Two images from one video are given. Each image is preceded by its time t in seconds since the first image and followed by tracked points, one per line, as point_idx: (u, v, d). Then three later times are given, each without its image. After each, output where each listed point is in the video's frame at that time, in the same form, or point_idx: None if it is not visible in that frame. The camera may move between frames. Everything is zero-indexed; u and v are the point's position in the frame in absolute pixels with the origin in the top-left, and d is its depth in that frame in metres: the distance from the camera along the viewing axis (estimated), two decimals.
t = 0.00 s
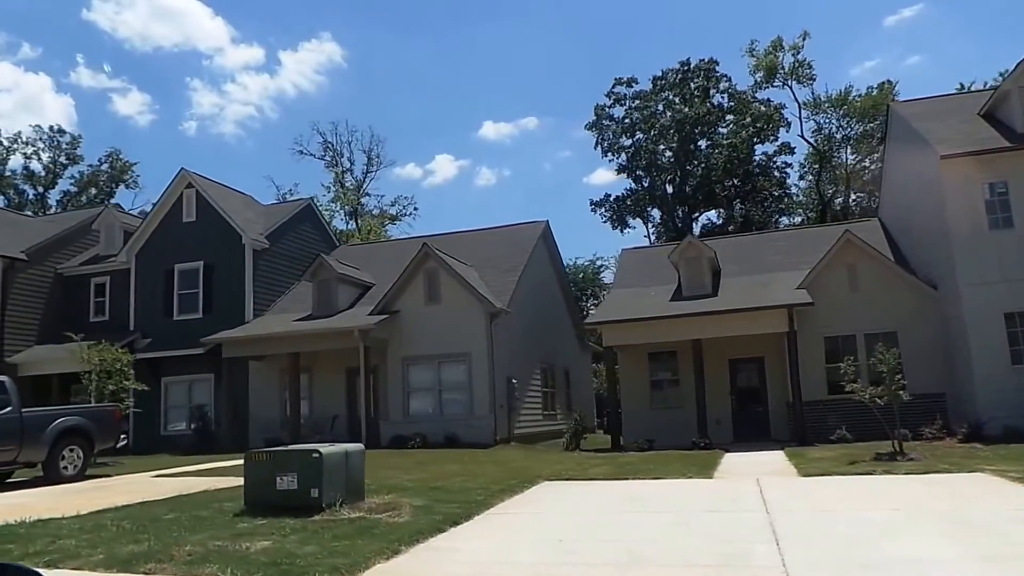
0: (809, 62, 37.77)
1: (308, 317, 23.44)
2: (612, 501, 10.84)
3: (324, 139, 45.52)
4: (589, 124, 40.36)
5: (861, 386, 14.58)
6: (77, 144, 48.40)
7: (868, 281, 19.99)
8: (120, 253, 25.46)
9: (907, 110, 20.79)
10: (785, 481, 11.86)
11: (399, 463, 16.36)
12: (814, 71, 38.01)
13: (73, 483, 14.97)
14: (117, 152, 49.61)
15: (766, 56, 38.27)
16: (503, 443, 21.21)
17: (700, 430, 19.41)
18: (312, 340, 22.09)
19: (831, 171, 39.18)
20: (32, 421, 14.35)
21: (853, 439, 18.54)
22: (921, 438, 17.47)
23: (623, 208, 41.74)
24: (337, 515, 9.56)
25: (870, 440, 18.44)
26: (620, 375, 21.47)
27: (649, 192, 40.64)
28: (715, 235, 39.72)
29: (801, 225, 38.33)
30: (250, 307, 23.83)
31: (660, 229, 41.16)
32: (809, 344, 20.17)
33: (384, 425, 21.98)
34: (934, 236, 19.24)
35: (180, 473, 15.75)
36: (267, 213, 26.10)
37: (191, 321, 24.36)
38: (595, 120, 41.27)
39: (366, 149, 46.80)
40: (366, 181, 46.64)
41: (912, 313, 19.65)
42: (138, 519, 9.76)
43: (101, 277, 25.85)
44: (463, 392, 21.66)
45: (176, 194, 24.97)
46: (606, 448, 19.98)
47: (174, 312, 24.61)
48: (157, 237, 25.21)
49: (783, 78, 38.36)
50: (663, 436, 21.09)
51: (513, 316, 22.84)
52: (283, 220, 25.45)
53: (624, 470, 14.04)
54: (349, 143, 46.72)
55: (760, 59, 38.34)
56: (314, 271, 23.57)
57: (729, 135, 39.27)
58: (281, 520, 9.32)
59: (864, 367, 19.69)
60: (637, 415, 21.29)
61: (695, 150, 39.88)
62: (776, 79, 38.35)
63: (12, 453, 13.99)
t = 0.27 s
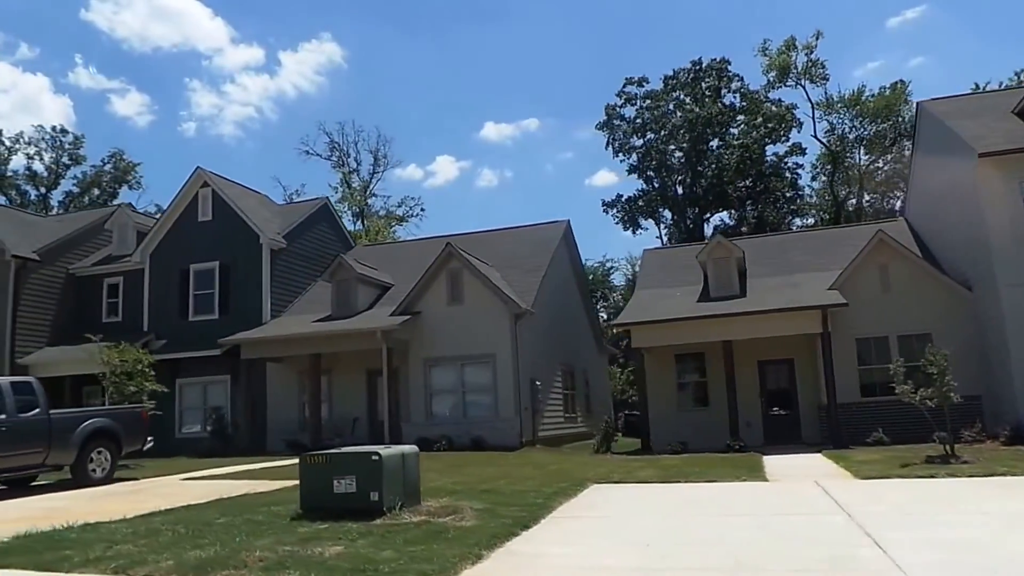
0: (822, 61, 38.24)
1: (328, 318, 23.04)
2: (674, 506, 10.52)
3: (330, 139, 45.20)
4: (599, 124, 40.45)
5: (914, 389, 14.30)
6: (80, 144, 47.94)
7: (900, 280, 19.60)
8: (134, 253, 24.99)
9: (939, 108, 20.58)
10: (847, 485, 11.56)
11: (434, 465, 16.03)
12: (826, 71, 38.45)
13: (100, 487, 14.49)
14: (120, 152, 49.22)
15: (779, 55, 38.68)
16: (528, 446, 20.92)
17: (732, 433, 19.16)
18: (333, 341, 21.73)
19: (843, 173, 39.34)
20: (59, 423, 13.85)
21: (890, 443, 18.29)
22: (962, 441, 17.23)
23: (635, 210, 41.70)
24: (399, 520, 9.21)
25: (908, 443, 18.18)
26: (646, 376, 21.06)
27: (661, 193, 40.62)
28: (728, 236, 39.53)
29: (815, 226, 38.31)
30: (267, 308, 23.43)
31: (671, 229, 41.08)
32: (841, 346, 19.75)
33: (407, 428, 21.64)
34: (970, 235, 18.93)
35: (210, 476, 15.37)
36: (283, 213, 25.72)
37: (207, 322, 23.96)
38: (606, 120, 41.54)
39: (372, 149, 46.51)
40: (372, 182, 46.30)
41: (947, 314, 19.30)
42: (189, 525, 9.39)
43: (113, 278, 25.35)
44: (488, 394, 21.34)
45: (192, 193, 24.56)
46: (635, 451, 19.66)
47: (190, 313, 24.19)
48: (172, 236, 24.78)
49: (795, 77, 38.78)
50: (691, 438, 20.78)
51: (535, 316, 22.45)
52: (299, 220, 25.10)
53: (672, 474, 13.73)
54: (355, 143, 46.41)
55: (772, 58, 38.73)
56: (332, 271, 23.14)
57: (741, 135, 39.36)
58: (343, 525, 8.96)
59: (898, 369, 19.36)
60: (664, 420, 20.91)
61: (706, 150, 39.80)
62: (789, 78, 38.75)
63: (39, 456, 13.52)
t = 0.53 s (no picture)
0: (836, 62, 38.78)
1: (347, 319, 22.71)
2: (739, 512, 10.27)
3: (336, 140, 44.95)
4: (610, 123, 40.56)
5: (965, 390, 14.14)
6: (82, 145, 47.40)
7: (933, 281, 19.37)
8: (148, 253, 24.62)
9: (975, 107, 20.44)
10: (910, 491, 11.33)
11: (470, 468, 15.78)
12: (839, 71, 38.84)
13: (132, 490, 14.15)
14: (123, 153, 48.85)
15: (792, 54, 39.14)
16: (554, 451, 20.56)
17: (764, 435, 18.92)
18: (355, 343, 21.41)
19: (854, 173, 40.21)
20: (92, 425, 13.52)
21: (926, 447, 18.10)
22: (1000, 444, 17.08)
23: (645, 212, 41.73)
24: (466, 524, 8.93)
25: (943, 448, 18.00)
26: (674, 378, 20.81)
27: (671, 194, 40.66)
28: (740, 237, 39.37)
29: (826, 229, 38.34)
30: (285, 309, 23.13)
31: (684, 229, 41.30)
32: (874, 347, 19.48)
33: (429, 430, 21.27)
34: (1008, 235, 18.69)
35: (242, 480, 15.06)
36: (298, 213, 25.40)
37: (223, 323, 23.59)
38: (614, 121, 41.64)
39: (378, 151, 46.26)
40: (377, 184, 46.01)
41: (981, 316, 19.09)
42: (247, 530, 9.09)
43: (126, 278, 25.01)
44: (512, 396, 21.02)
45: (207, 192, 24.19)
46: (665, 455, 19.41)
47: (205, 313, 23.81)
48: (186, 235, 24.38)
49: (807, 77, 39.23)
50: (720, 441, 20.49)
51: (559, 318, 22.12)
52: (316, 220, 24.79)
53: (720, 479, 13.48)
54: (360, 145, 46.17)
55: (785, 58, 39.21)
56: (351, 272, 22.80)
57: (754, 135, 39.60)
58: (409, 529, 8.69)
59: (932, 371, 19.11)
60: (692, 422, 20.51)
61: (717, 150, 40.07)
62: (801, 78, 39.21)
63: (72, 458, 13.19)
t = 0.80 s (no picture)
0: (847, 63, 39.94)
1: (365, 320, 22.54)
2: (801, 518, 10.09)
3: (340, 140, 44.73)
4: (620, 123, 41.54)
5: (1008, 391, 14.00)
6: (81, 144, 46.99)
7: (961, 282, 19.17)
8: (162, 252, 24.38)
9: (1004, 106, 20.33)
10: (968, 493, 11.15)
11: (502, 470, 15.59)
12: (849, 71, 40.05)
13: (163, 492, 13.94)
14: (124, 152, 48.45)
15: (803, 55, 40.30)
16: (579, 453, 20.45)
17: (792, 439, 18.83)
18: (376, 343, 21.26)
19: (865, 174, 42.03)
20: (125, 426, 13.30)
21: (958, 450, 17.99)
22: None
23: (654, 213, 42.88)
24: (534, 527, 8.72)
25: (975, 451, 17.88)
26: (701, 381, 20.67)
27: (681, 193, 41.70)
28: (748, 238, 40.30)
29: (836, 229, 39.33)
30: (302, 309, 22.93)
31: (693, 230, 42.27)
32: (902, 350, 19.32)
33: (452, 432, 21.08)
34: None
35: (273, 482, 14.83)
36: (312, 212, 25.18)
37: (239, 323, 23.39)
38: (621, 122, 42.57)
39: (381, 151, 46.06)
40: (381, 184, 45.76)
41: (1010, 317, 18.89)
42: (308, 534, 8.85)
43: (140, 277, 24.79)
44: (536, 397, 20.93)
45: (222, 190, 23.95)
46: (692, 457, 19.33)
47: (221, 313, 23.62)
48: (200, 234, 24.16)
49: (818, 76, 40.35)
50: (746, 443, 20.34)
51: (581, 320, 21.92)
52: (332, 219, 24.58)
53: (764, 479, 13.30)
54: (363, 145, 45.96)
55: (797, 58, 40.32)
56: (370, 272, 22.65)
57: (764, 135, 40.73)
58: (478, 532, 8.48)
59: (961, 373, 18.95)
60: (718, 425, 20.34)
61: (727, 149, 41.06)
62: (812, 77, 40.31)
63: (106, 460, 12.95)
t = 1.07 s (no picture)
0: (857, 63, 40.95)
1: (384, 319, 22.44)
2: (865, 519, 9.86)
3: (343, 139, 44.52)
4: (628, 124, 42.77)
5: None
6: (81, 143, 46.72)
7: (990, 282, 19.01)
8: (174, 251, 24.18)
9: None
10: None
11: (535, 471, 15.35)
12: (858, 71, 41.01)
13: (195, 494, 13.76)
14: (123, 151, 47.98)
15: (812, 55, 41.42)
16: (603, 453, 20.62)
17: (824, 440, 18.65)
18: (396, 344, 21.15)
19: (873, 175, 43.01)
20: (159, 426, 13.12)
21: (992, 452, 17.80)
22: None
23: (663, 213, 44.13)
24: (606, 530, 8.46)
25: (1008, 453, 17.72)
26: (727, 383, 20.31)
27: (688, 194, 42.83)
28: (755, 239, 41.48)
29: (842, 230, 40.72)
30: (318, 309, 22.61)
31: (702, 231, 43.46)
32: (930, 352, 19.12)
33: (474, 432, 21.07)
34: None
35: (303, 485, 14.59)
36: (327, 211, 24.92)
37: (254, 323, 23.14)
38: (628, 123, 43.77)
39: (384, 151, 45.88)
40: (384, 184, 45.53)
41: None
42: (372, 536, 8.57)
43: (151, 276, 24.59)
44: (558, 399, 20.97)
45: (235, 188, 23.77)
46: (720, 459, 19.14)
47: (235, 313, 23.39)
48: (214, 234, 23.99)
49: (828, 76, 41.44)
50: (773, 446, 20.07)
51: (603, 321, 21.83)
52: (347, 218, 24.33)
53: (807, 481, 13.07)
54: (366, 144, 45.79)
55: (806, 58, 41.43)
56: (389, 271, 22.63)
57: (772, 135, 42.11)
58: (551, 534, 8.23)
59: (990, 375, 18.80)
60: (745, 427, 20.07)
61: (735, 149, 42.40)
62: (822, 77, 41.44)
63: (140, 460, 12.76)
